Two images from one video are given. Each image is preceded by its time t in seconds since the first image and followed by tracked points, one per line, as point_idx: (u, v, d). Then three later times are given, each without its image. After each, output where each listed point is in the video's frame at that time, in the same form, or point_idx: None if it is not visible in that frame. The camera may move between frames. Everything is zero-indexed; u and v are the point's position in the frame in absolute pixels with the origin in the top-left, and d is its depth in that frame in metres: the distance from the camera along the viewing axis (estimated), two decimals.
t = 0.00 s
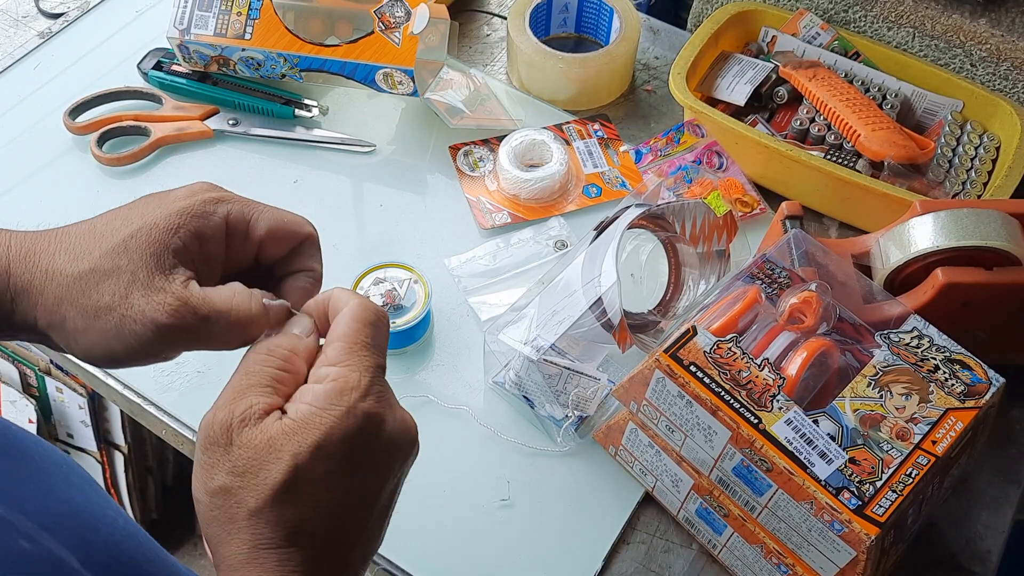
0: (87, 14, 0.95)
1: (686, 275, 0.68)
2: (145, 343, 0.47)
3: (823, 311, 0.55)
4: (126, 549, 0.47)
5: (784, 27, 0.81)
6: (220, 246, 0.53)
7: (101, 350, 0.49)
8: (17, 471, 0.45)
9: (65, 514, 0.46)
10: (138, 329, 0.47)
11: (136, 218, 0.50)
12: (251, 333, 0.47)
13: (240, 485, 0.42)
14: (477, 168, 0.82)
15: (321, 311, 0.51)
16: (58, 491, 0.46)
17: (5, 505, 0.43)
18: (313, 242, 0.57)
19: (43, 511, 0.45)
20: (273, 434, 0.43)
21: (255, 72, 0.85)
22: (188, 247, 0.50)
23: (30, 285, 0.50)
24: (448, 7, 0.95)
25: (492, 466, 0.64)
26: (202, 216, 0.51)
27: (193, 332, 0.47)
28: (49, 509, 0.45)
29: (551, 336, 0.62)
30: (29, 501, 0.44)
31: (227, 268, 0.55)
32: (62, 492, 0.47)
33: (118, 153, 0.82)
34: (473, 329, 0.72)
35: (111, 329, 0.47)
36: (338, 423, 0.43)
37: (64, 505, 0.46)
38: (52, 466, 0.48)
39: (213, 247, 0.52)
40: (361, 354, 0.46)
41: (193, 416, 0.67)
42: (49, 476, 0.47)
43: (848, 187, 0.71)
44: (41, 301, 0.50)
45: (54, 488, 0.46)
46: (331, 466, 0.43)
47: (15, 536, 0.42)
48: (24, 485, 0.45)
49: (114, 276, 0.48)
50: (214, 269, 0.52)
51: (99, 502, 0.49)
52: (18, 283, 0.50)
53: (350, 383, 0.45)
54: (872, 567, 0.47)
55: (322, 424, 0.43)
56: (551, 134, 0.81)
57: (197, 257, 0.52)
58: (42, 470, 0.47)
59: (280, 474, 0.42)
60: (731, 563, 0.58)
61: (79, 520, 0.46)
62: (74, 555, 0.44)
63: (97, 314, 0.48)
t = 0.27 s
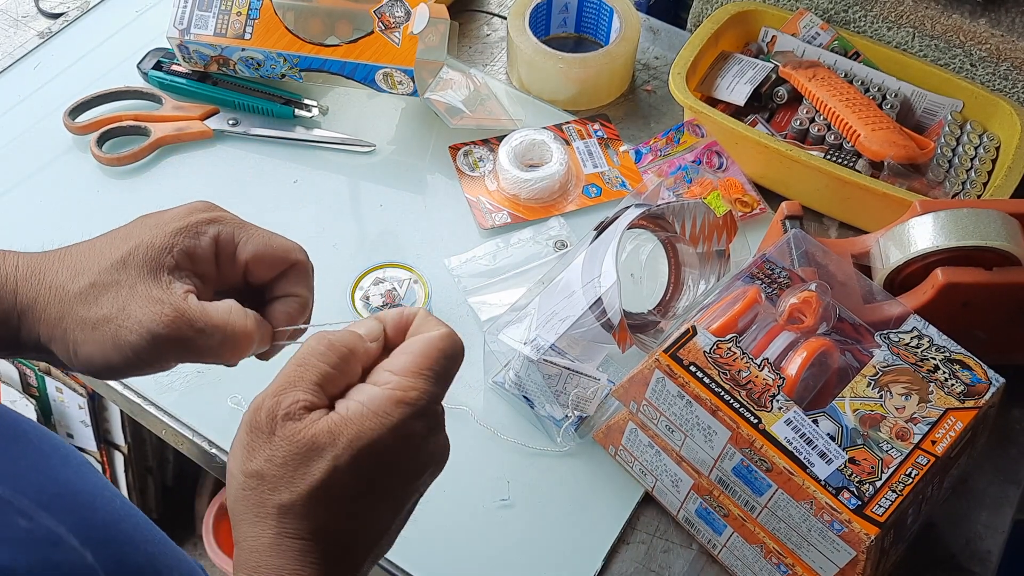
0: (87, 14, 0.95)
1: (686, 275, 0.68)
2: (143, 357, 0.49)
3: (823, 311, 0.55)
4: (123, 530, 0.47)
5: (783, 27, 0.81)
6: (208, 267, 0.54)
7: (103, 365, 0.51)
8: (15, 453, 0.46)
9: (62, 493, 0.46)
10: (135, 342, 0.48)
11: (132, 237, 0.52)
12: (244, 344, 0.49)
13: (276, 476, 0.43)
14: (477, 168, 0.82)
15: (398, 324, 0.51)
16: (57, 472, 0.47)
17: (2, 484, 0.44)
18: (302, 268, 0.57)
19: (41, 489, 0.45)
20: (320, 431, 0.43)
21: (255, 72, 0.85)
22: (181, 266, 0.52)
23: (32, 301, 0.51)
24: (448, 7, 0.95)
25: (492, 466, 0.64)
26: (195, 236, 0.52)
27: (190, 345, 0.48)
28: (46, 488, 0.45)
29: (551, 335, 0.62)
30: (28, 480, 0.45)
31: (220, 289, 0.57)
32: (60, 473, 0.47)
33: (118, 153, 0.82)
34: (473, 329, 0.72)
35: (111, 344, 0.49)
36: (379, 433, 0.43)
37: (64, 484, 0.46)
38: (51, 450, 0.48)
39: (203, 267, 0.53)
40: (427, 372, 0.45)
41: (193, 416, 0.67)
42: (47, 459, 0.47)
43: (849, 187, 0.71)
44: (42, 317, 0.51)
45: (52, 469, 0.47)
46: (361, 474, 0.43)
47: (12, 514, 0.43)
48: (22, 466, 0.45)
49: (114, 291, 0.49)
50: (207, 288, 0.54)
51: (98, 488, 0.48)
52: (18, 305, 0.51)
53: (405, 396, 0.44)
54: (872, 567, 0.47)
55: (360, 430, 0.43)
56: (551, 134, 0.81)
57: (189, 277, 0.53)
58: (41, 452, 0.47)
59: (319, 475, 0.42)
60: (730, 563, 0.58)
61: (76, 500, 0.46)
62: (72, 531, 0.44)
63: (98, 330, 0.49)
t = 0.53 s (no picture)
0: (87, 14, 0.95)
1: (686, 275, 0.68)
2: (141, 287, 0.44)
3: (823, 311, 0.55)
4: (126, 526, 0.47)
5: (783, 27, 0.81)
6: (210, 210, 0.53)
7: (100, 303, 0.46)
8: (16, 449, 0.46)
9: (66, 490, 0.46)
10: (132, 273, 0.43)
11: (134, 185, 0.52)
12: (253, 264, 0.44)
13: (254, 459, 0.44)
14: (477, 168, 0.82)
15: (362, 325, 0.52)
16: (60, 468, 0.47)
17: (5, 479, 0.44)
18: (297, 214, 0.55)
19: (44, 486, 0.45)
20: (307, 408, 0.44)
21: (255, 72, 0.85)
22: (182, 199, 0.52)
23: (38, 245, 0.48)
24: (448, 7, 0.95)
25: (492, 466, 0.64)
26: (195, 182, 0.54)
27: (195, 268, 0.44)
28: (50, 485, 0.45)
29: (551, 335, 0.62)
30: (31, 477, 0.45)
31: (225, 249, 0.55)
32: (63, 469, 0.47)
33: (118, 153, 0.82)
34: (473, 329, 0.72)
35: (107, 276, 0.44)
36: (343, 404, 0.45)
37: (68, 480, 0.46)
38: (54, 446, 0.48)
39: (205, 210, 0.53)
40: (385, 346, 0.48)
41: (193, 416, 0.67)
42: (49, 455, 0.47)
43: (849, 187, 0.71)
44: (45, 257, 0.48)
45: (55, 466, 0.47)
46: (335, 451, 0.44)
47: (15, 511, 0.43)
48: (24, 460, 0.45)
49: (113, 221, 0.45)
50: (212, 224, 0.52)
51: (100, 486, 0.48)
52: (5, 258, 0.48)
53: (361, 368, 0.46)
54: (872, 568, 0.47)
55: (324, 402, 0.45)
56: (551, 134, 0.81)
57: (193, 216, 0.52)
58: (43, 449, 0.47)
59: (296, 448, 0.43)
60: (731, 562, 0.58)
61: (80, 495, 0.46)
62: (75, 529, 0.45)
63: (91, 258, 0.45)
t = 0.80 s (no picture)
0: (87, 14, 0.95)
1: (686, 275, 0.68)
2: (159, 265, 0.46)
3: (823, 311, 0.55)
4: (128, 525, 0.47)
5: (783, 27, 0.81)
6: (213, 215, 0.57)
7: (114, 288, 0.46)
8: (16, 450, 0.46)
9: (67, 488, 0.46)
10: (148, 248, 0.45)
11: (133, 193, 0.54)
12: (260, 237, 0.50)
13: (263, 444, 0.43)
14: (477, 168, 0.82)
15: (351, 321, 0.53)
16: (61, 467, 0.47)
17: (7, 479, 0.44)
18: (295, 220, 0.59)
19: (45, 485, 0.45)
20: (322, 394, 0.44)
21: (255, 72, 0.85)
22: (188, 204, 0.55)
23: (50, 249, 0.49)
24: (448, 7, 0.95)
25: (492, 466, 0.64)
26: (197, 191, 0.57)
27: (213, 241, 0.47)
28: (51, 484, 0.45)
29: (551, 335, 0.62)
30: (32, 476, 0.45)
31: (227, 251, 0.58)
32: (64, 469, 0.47)
33: (118, 153, 0.82)
34: (473, 329, 0.72)
35: (123, 254, 0.45)
36: (351, 390, 0.45)
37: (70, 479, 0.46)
38: (54, 446, 0.48)
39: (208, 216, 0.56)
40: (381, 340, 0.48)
41: (193, 416, 0.67)
42: (49, 456, 0.47)
43: (849, 187, 0.71)
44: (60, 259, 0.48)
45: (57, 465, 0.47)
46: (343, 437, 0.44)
47: (16, 509, 0.43)
48: (24, 460, 0.45)
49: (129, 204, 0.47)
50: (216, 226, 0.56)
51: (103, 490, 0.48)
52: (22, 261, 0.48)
53: (365, 362, 0.46)
54: (872, 567, 0.47)
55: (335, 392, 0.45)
56: (551, 134, 0.81)
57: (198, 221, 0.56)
58: (44, 449, 0.47)
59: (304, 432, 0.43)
60: (730, 562, 0.58)
61: (81, 494, 0.46)
62: (76, 527, 0.45)
63: (106, 243, 0.46)
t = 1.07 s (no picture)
0: (87, 14, 0.95)
1: (686, 275, 0.68)
2: (161, 245, 0.49)
3: (823, 311, 0.55)
4: (124, 529, 0.47)
5: (784, 27, 0.81)
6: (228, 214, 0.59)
7: (113, 264, 0.49)
8: (16, 452, 0.45)
9: (65, 493, 0.46)
10: (150, 226, 0.48)
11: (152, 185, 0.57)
12: (270, 231, 0.52)
13: (271, 463, 0.43)
14: (477, 168, 0.82)
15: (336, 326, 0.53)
16: (58, 471, 0.46)
17: (8, 481, 0.43)
18: (302, 210, 0.59)
19: (44, 488, 0.45)
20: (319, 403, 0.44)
21: (255, 72, 0.85)
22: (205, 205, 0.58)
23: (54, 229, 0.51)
24: (448, 7, 0.95)
25: (492, 466, 0.64)
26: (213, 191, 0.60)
27: (212, 226, 0.51)
28: (50, 487, 0.45)
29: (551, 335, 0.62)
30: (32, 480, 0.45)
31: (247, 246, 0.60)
32: (61, 473, 0.47)
33: (118, 153, 0.82)
34: (473, 329, 0.72)
35: (126, 230, 0.48)
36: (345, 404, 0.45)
37: (66, 483, 0.46)
38: (51, 449, 0.48)
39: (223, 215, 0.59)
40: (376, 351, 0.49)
41: (193, 416, 0.67)
42: (49, 459, 0.47)
43: (848, 187, 0.71)
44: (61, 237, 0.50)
45: (54, 469, 0.46)
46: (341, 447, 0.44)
47: (16, 512, 0.42)
48: (24, 462, 0.45)
49: (136, 188, 0.51)
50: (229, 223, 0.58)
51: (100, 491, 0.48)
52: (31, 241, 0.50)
53: (365, 374, 0.47)
54: (872, 567, 0.47)
55: (344, 404, 0.45)
56: (551, 134, 0.81)
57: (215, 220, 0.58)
58: (43, 453, 0.47)
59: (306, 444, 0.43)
60: (731, 562, 0.58)
61: (79, 499, 0.46)
62: (75, 531, 0.45)
63: (112, 218, 0.49)
